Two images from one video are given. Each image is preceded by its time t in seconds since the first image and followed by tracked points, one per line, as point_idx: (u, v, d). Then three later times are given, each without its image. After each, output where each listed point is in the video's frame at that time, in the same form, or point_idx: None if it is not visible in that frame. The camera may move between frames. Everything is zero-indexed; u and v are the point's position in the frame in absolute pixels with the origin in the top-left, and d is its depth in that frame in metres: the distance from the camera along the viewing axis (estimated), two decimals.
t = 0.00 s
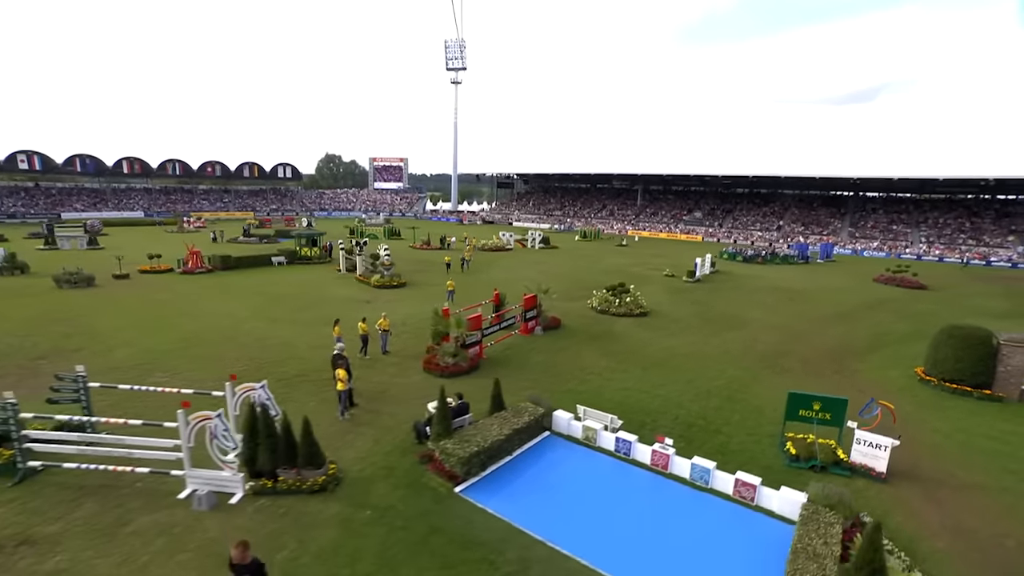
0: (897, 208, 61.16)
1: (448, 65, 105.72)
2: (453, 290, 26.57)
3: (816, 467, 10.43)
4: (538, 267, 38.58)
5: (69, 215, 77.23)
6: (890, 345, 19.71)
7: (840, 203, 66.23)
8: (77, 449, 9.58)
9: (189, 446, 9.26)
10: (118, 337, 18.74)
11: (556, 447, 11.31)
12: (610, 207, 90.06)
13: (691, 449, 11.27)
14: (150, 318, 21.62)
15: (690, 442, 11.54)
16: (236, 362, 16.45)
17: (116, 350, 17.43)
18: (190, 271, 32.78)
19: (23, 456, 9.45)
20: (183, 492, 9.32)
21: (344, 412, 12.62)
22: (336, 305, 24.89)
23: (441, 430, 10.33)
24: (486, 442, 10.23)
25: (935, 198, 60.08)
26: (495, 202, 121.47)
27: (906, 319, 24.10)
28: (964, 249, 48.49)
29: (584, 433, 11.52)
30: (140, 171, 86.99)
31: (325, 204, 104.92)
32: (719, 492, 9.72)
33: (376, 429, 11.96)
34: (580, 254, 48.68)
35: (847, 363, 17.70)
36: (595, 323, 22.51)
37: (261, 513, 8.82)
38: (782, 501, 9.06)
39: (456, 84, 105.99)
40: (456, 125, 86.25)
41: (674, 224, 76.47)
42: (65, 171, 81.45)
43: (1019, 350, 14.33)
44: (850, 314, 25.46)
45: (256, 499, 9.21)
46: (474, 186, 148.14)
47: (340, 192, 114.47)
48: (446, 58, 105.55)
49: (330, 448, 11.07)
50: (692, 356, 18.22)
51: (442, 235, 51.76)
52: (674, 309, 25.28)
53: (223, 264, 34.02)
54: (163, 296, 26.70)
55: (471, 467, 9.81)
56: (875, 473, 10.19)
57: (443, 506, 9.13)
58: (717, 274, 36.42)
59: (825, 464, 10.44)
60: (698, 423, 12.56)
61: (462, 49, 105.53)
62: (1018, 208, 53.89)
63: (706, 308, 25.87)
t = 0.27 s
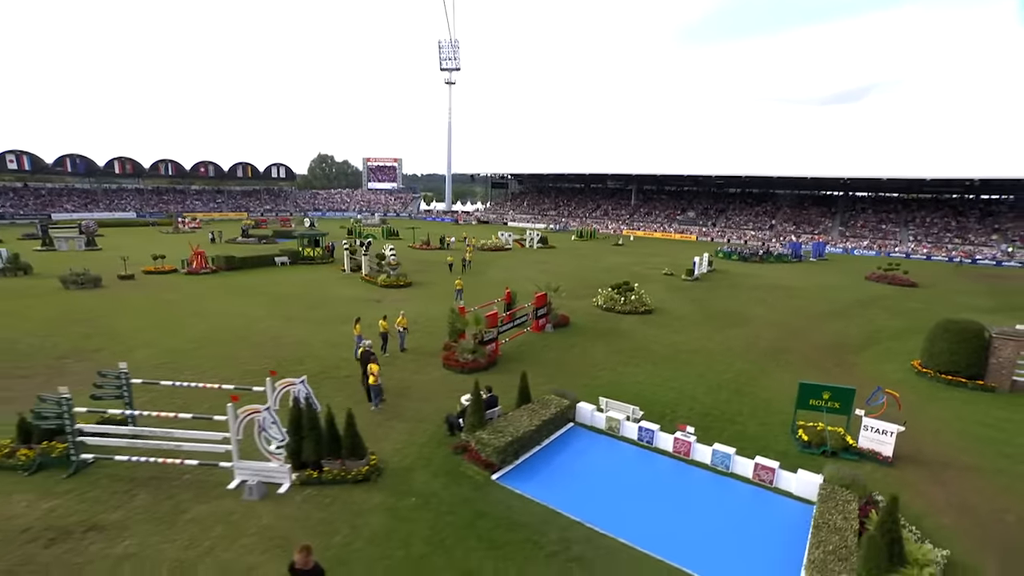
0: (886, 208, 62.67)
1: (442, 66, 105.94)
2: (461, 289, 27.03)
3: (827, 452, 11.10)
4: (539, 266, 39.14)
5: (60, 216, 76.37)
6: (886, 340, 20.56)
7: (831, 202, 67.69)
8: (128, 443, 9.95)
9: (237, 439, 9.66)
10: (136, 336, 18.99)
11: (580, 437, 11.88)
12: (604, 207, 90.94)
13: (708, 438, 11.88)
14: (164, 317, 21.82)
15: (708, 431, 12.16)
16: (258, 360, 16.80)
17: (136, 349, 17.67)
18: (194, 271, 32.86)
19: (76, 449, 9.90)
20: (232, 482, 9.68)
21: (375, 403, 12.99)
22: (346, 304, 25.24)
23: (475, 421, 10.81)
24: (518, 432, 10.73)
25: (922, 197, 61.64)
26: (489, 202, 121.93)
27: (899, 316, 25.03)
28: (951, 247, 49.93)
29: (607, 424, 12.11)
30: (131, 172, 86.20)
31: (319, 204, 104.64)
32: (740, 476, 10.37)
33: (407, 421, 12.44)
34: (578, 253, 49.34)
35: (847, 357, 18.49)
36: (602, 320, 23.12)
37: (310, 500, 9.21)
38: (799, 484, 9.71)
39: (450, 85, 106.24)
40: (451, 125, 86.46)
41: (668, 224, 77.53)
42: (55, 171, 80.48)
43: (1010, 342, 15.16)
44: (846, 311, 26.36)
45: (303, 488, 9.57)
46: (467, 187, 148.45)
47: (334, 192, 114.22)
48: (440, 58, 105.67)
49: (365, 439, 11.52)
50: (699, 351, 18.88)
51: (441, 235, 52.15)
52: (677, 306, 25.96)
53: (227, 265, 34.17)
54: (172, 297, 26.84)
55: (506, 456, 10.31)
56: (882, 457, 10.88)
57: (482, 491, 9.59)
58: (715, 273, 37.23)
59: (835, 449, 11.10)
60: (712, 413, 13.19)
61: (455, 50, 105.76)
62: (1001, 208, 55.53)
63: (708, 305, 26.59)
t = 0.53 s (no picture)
0: (874, 209, 64.10)
1: (435, 67, 106.12)
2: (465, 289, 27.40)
3: (833, 441, 11.69)
4: (539, 266, 39.63)
5: (49, 217, 75.39)
6: (881, 336, 21.32)
7: (820, 203, 69.05)
8: (165, 439, 10.20)
9: (272, 434, 9.87)
10: (148, 336, 19.12)
11: (597, 430, 12.35)
12: (598, 208, 91.74)
13: (720, 429, 12.41)
14: (173, 317, 21.93)
15: (719, 424, 12.69)
16: (273, 360, 17.05)
17: (151, 349, 17.81)
18: (196, 272, 32.85)
19: (113, 446, 10.15)
20: (268, 476, 9.92)
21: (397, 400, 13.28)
22: (352, 304, 25.50)
23: (500, 416, 11.24)
24: (542, 425, 11.17)
25: (909, 199, 63.14)
26: (482, 204, 122.28)
27: (892, 314, 25.86)
28: (937, 247, 51.29)
29: (623, 417, 12.61)
30: (121, 172, 85.35)
31: (312, 205, 104.27)
32: (753, 464, 10.91)
33: (429, 416, 12.81)
34: (575, 254, 49.92)
35: (845, 353, 19.18)
36: (606, 319, 23.64)
37: (346, 491, 9.55)
38: (811, 471, 10.28)
39: (444, 86, 106.46)
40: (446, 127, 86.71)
41: (661, 224, 78.51)
42: (43, 172, 79.41)
43: (1000, 337, 15.87)
44: (840, 309, 27.15)
45: (338, 479, 9.92)
46: (460, 188, 148.76)
47: (326, 193, 113.85)
48: (433, 59, 105.83)
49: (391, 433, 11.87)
50: (703, 348, 19.46)
51: (439, 236, 52.46)
52: (678, 305, 26.55)
53: (228, 266, 34.21)
54: (176, 297, 26.89)
55: (532, 448, 10.73)
56: (885, 446, 11.47)
57: (511, 480, 10.01)
58: (711, 273, 37.99)
59: (841, 439, 11.69)
60: (722, 407, 13.73)
61: (448, 51, 105.92)
62: (985, 209, 57.11)
63: (707, 304, 27.22)
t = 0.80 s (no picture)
0: (862, 208, 65.56)
1: (429, 67, 106.12)
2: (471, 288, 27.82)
3: (841, 429, 12.36)
4: (539, 265, 40.14)
5: (38, 217, 74.41)
6: (877, 331, 22.15)
7: (810, 203, 70.44)
8: (208, 432, 10.54)
9: (314, 426, 10.19)
10: (164, 335, 19.33)
11: (616, 421, 12.93)
12: (591, 207, 92.56)
13: (734, 419, 13.02)
14: (185, 317, 22.11)
15: (732, 414, 13.31)
16: (292, 357, 17.38)
17: (169, 347, 18.02)
18: (199, 272, 32.93)
19: (158, 438, 10.51)
20: (310, 466, 10.26)
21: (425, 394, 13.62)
22: (361, 303, 25.80)
23: (528, 407, 11.72)
24: (569, 416, 11.69)
25: (896, 198, 64.69)
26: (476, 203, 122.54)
27: (885, 310, 26.77)
28: (924, 246, 52.72)
29: (642, 408, 13.19)
30: (112, 172, 84.46)
31: (305, 205, 103.85)
32: (769, 450, 11.53)
33: (455, 409, 13.27)
34: (573, 253, 50.55)
35: (844, 347, 19.95)
36: (611, 316, 24.22)
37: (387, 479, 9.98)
38: (824, 456, 10.92)
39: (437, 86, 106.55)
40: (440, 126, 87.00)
41: (655, 224, 79.50)
42: (31, 171, 78.33)
43: (992, 330, 16.66)
44: (836, 306, 28.03)
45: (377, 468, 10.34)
46: (453, 188, 148.88)
47: (319, 193, 113.42)
48: (427, 59, 105.92)
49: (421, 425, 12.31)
50: (709, 344, 20.11)
51: (438, 236, 52.77)
52: (680, 302, 27.20)
53: (232, 266, 34.30)
54: (184, 297, 27.01)
55: (560, 438, 11.24)
56: (890, 433, 12.13)
57: (543, 467, 10.51)
58: (708, 271, 38.79)
59: (849, 426, 12.37)
60: (733, 398, 14.36)
61: (442, 51, 106.05)
62: (969, 208, 58.70)
63: (708, 301, 27.91)
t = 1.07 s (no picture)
0: (850, 208, 67.07)
1: (421, 66, 106.17)
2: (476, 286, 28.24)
3: (846, 418, 13.07)
4: (538, 265, 40.68)
5: (26, 217, 73.33)
6: (871, 327, 23.01)
7: (800, 202, 71.88)
8: (247, 426, 10.88)
9: (351, 419, 10.50)
10: (179, 334, 19.52)
11: (632, 412, 13.52)
12: (584, 207, 93.38)
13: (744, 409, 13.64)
14: (195, 316, 22.26)
15: (742, 405, 13.94)
16: (310, 355, 17.70)
17: (185, 345, 18.21)
18: (201, 272, 32.95)
19: (196, 433, 10.80)
20: (346, 459, 10.50)
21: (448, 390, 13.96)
22: (368, 301, 26.11)
23: (553, 399, 12.22)
24: (591, 407, 12.22)
25: (883, 198, 66.27)
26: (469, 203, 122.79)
27: (877, 306, 27.72)
28: (911, 244, 54.18)
29: (657, 400, 13.78)
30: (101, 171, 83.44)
31: (297, 204, 103.31)
32: (780, 438, 12.18)
33: (477, 402, 13.73)
34: (570, 252, 51.17)
35: (841, 342, 20.75)
36: (615, 313, 24.82)
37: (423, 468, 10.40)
38: (834, 442, 11.58)
39: (430, 85, 106.69)
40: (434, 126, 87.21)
41: (648, 223, 80.50)
42: (18, 171, 77.11)
43: (983, 324, 17.46)
44: (830, 303, 28.93)
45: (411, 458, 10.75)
46: (445, 188, 148.91)
47: (311, 193, 112.90)
48: (419, 58, 105.96)
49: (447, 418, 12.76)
50: (712, 339, 20.79)
51: (436, 235, 53.05)
52: (680, 300, 27.89)
53: (234, 266, 34.37)
54: (189, 297, 27.11)
55: (584, 429, 11.77)
56: (893, 421, 12.83)
57: (570, 455, 11.01)
58: (704, 269, 39.61)
59: (853, 415, 13.08)
60: (742, 390, 15.00)
61: (435, 51, 106.13)
62: (953, 207, 60.45)
63: (707, 299, 28.64)
